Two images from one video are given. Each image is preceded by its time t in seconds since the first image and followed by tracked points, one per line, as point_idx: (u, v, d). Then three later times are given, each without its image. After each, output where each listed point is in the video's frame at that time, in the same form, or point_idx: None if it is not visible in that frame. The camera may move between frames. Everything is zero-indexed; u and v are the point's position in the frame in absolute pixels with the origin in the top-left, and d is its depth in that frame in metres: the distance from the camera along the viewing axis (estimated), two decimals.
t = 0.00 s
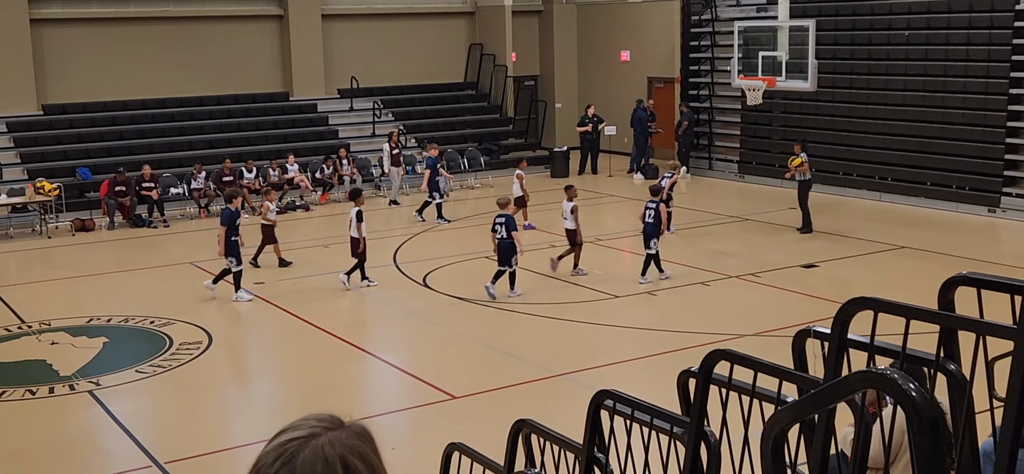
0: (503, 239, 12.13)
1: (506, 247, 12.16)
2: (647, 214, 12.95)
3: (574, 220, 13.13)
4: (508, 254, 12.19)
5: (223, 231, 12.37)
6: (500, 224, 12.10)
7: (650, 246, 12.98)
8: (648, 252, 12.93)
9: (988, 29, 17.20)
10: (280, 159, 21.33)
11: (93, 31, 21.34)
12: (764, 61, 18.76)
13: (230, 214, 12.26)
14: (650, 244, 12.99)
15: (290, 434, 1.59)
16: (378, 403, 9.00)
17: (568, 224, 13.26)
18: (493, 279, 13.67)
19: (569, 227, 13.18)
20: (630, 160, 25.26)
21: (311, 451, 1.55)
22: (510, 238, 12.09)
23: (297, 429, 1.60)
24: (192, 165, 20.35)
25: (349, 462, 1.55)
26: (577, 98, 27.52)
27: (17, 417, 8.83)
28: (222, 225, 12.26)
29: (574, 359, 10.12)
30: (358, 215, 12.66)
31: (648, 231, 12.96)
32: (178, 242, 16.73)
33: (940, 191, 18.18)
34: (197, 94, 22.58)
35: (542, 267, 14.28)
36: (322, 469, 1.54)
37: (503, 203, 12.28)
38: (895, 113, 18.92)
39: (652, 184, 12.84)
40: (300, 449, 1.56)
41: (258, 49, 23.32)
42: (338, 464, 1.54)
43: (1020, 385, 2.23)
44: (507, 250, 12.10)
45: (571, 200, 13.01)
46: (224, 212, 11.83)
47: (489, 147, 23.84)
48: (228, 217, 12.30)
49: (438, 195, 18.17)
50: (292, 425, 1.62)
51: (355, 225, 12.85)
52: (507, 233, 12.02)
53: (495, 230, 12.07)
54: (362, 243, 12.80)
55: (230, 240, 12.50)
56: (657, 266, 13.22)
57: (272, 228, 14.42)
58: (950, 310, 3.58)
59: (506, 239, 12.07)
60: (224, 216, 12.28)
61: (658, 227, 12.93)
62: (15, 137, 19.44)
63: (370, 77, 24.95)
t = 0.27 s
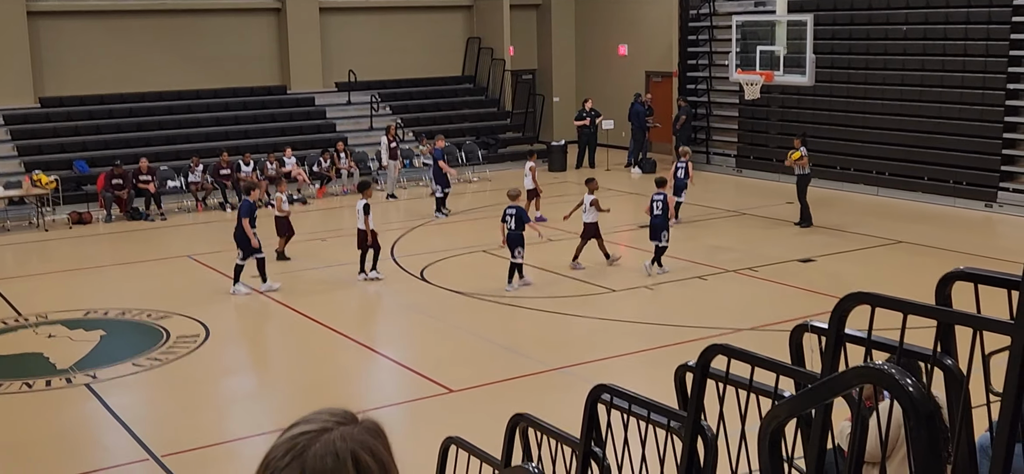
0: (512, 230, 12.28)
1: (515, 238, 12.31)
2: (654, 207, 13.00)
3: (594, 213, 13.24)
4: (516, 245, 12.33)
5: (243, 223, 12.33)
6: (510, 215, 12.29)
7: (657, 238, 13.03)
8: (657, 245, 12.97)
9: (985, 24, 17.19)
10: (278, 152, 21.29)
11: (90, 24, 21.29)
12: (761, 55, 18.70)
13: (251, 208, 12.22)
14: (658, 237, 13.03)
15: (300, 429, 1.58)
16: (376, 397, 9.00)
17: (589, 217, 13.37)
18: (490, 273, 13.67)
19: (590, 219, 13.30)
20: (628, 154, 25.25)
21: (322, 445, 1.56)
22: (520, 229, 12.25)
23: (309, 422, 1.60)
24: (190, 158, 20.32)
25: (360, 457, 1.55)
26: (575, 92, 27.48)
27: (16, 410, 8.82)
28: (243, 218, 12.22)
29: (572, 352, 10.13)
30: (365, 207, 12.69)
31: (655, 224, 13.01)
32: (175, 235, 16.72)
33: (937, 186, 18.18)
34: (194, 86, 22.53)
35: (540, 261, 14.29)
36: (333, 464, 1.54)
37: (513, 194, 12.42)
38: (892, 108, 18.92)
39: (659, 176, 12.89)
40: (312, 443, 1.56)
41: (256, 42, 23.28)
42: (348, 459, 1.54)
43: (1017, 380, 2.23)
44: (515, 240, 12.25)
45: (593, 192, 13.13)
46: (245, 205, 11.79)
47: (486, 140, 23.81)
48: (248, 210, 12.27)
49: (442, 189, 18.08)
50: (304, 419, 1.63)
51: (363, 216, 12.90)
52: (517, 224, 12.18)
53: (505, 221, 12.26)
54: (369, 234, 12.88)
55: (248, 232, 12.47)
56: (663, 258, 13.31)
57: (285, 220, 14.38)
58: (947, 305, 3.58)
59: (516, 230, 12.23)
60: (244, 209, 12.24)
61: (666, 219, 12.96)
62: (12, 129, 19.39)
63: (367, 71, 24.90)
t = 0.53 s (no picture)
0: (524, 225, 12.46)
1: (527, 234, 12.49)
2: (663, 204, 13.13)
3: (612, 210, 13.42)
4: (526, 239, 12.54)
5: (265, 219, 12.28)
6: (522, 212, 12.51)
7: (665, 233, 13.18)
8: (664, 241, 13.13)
9: (982, 22, 17.20)
10: (275, 149, 21.28)
11: (86, 21, 21.25)
12: (759, 53, 18.68)
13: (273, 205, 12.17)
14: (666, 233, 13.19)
15: (292, 428, 1.58)
16: (372, 395, 8.99)
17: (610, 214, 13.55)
18: (486, 270, 13.67)
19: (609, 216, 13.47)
20: (625, 152, 25.28)
21: (314, 444, 1.55)
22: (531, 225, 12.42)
23: (300, 421, 1.59)
24: (186, 155, 20.30)
25: (352, 457, 1.55)
26: (572, 90, 27.48)
27: (11, 407, 8.81)
28: (264, 214, 12.17)
29: (568, 351, 10.13)
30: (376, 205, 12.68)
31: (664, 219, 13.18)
32: (172, 232, 16.71)
33: (934, 184, 18.20)
34: (191, 83, 22.51)
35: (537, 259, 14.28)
36: (326, 464, 1.54)
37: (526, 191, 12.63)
38: (889, 107, 18.93)
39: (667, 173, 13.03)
40: (303, 442, 1.55)
41: (252, 39, 23.25)
42: (341, 458, 1.54)
43: (1013, 377, 2.23)
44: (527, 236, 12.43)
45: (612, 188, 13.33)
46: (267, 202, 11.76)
47: (483, 138, 23.81)
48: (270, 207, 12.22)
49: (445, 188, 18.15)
50: (295, 418, 1.62)
51: (373, 214, 12.94)
52: (528, 220, 12.36)
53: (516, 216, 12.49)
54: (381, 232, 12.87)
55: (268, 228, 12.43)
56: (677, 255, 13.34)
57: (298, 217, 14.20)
58: (944, 304, 3.57)
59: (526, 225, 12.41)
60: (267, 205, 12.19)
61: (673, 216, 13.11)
62: (8, 126, 19.36)
63: (365, 68, 24.90)
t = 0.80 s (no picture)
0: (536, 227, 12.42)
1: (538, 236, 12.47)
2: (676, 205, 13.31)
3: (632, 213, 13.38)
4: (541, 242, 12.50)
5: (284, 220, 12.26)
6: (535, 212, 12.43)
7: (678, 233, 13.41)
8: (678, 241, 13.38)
9: (981, 26, 17.22)
10: (274, 153, 21.28)
11: (85, 24, 21.26)
12: (757, 57, 18.74)
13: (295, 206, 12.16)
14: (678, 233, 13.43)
15: (282, 432, 1.58)
16: (371, 398, 8.99)
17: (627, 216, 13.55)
18: (486, 274, 13.67)
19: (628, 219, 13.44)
20: (624, 156, 25.29)
21: (306, 448, 1.55)
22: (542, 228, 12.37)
23: (291, 425, 1.59)
24: (185, 159, 20.30)
25: (344, 459, 1.55)
26: (572, 93, 27.50)
27: (8, 410, 8.80)
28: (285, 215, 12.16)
29: (567, 354, 10.13)
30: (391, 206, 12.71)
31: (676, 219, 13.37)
32: (171, 235, 16.70)
33: (933, 188, 18.21)
34: (190, 86, 22.52)
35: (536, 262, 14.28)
36: (318, 466, 1.54)
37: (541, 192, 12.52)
38: (888, 110, 18.95)
39: (677, 177, 13.12)
40: (295, 446, 1.56)
41: (251, 42, 23.25)
42: (333, 461, 1.54)
43: (1012, 380, 2.23)
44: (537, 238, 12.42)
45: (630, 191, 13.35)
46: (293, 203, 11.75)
47: (482, 142, 23.82)
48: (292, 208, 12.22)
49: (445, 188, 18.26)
50: (286, 421, 1.62)
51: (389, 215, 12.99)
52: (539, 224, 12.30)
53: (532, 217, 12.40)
54: (397, 232, 13.06)
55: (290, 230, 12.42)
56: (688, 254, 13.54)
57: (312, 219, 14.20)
58: (942, 306, 3.57)
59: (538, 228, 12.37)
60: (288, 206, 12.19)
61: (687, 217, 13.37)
62: (7, 129, 19.37)
63: (364, 72, 24.92)
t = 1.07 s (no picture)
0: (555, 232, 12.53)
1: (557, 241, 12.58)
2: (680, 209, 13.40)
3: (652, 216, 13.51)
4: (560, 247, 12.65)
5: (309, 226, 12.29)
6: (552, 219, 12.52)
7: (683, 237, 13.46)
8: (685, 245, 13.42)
9: (980, 32, 17.25)
10: (274, 159, 21.29)
11: (86, 30, 21.29)
12: (757, 63, 18.80)
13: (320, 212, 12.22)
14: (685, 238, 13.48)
15: (278, 438, 1.58)
16: (371, 404, 8.99)
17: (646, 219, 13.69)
18: (486, 279, 13.67)
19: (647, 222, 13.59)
20: (624, 161, 25.29)
21: (301, 454, 1.55)
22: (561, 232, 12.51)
23: (287, 430, 1.59)
24: (185, 165, 20.31)
25: (340, 464, 1.55)
26: (571, 99, 27.51)
27: (8, 416, 8.80)
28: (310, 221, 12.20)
29: (567, 360, 10.12)
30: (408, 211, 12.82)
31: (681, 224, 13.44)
32: (170, 242, 16.70)
33: (932, 193, 18.22)
34: (189, 92, 22.53)
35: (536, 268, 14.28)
36: (313, 472, 1.54)
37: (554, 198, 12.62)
38: (887, 116, 18.97)
39: (678, 180, 13.24)
40: (290, 452, 1.56)
41: (251, 49, 23.28)
42: (328, 467, 1.54)
43: (1011, 385, 2.24)
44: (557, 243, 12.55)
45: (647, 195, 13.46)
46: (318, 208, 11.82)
47: (482, 148, 23.82)
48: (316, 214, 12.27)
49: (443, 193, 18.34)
50: (282, 427, 1.62)
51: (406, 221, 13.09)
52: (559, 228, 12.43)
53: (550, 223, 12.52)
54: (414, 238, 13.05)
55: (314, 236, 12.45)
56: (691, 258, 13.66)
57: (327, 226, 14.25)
58: (942, 312, 3.57)
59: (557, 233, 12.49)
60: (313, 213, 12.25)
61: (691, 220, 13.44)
62: (7, 135, 19.38)
63: (364, 78, 24.93)
